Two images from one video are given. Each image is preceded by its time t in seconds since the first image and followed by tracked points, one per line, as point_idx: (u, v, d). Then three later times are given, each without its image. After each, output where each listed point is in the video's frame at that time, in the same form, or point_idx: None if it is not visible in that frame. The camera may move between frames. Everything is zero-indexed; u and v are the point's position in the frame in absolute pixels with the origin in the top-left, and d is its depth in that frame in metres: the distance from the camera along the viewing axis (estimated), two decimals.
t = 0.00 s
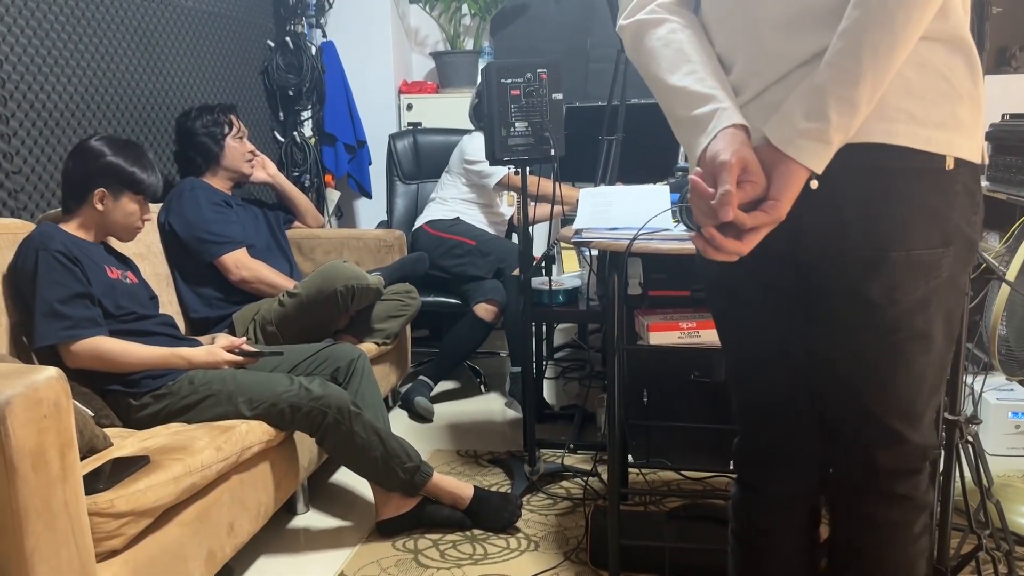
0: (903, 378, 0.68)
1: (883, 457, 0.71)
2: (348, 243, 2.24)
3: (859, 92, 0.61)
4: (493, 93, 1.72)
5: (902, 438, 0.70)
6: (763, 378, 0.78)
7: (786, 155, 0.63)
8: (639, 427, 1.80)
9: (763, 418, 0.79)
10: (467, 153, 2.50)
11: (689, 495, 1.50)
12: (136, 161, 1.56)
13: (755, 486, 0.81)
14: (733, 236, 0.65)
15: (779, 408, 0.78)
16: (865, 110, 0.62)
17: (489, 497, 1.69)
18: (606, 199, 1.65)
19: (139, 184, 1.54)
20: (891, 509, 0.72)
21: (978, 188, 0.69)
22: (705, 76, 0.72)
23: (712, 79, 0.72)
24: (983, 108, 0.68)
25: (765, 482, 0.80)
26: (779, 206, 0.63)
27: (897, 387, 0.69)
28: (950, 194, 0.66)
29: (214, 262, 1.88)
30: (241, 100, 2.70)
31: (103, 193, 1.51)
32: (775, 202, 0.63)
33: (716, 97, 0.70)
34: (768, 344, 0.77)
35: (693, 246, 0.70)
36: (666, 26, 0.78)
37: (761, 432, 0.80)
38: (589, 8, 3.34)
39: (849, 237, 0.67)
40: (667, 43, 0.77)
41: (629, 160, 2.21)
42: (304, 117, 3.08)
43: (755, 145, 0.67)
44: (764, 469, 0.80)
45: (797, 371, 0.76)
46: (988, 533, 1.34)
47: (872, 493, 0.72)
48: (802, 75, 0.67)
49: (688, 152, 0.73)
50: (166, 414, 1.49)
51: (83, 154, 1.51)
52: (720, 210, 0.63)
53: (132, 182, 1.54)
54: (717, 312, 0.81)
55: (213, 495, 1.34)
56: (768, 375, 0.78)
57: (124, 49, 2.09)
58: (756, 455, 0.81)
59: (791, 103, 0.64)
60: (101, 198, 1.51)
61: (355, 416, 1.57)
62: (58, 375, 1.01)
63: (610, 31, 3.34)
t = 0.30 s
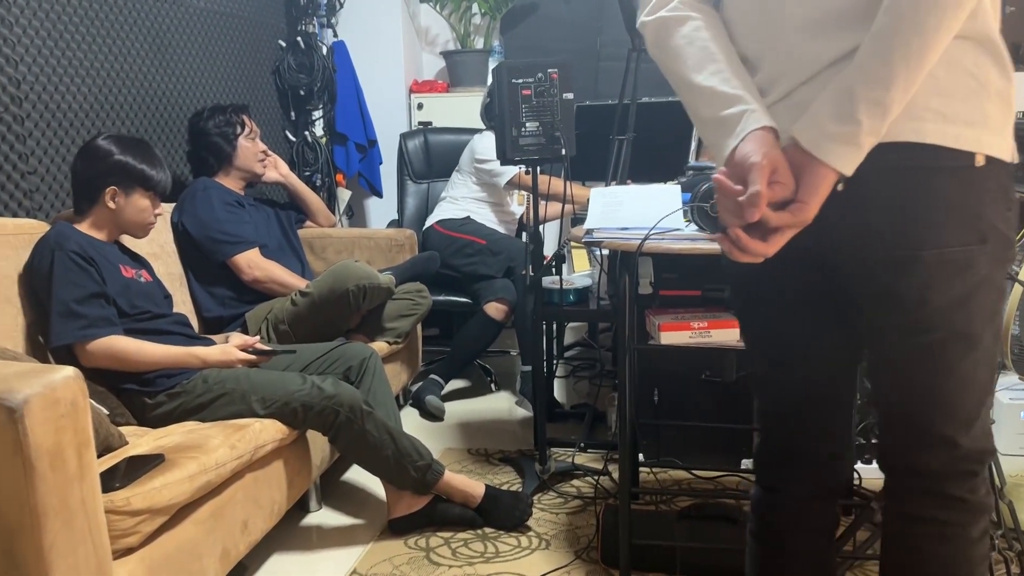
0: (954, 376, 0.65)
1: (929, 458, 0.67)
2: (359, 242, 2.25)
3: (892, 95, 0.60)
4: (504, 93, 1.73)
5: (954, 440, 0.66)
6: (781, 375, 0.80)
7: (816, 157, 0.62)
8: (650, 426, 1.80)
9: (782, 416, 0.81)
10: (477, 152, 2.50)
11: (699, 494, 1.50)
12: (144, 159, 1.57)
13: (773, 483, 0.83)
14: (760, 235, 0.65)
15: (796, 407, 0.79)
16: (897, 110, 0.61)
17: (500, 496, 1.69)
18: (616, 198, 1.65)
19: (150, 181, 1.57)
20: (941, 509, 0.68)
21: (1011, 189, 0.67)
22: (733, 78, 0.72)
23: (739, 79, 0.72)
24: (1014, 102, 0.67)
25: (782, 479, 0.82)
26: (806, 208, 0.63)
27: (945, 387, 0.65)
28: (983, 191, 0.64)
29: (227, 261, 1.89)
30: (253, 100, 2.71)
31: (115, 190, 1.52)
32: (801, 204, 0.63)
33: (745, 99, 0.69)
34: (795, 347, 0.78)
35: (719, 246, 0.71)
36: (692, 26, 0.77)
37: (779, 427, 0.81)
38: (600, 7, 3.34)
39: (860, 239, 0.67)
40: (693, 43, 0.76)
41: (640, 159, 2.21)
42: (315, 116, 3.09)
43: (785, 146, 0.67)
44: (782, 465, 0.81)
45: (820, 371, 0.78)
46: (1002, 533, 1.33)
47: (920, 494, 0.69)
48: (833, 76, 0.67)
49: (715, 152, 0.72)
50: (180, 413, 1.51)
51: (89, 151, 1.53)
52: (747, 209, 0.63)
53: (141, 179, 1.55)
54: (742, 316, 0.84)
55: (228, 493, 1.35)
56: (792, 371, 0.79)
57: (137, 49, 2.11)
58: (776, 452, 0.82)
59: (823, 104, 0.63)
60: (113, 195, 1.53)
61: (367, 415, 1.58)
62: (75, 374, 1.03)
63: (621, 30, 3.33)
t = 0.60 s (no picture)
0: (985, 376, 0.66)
1: (949, 458, 0.68)
2: (378, 238, 2.27)
3: (981, 92, 0.58)
4: (523, 89, 1.74)
5: (981, 441, 0.67)
6: (819, 364, 0.79)
7: (900, 153, 0.61)
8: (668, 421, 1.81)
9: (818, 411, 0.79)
10: (495, 148, 2.52)
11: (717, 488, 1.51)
12: (160, 150, 1.59)
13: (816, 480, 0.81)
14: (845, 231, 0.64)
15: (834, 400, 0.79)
16: (984, 107, 0.59)
17: (520, 489, 1.70)
18: (636, 193, 1.65)
19: (166, 172, 1.58)
20: (958, 519, 0.69)
21: None
22: (807, 71, 0.71)
23: (815, 73, 0.70)
24: None
25: (823, 478, 0.80)
26: (892, 205, 0.62)
27: (976, 385, 0.66)
28: None
29: (249, 257, 1.91)
30: (272, 97, 2.73)
31: (134, 184, 1.54)
32: (887, 201, 0.62)
33: (824, 93, 0.68)
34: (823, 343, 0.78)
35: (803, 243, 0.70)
36: (759, 12, 0.74)
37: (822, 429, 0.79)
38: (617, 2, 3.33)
39: (911, 231, 0.68)
40: (764, 34, 0.73)
41: (659, 155, 2.22)
42: (334, 113, 3.11)
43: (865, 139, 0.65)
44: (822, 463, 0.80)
45: (842, 367, 0.77)
46: None
47: (939, 497, 0.69)
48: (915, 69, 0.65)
49: (789, 147, 0.71)
50: (205, 406, 1.53)
51: (103, 148, 1.55)
52: (834, 206, 0.63)
53: (158, 170, 1.57)
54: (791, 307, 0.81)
55: (252, 485, 1.37)
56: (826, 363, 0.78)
57: (158, 47, 2.13)
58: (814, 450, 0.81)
59: (906, 101, 0.62)
60: (133, 189, 1.54)
61: (388, 409, 1.59)
62: (105, 366, 1.04)
63: (638, 25, 3.33)
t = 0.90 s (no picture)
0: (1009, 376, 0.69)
1: (984, 463, 0.70)
2: (390, 237, 2.28)
3: None
4: (536, 88, 1.74)
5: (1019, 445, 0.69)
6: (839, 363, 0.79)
7: (979, 158, 0.65)
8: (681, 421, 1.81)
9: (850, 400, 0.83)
10: (506, 147, 2.52)
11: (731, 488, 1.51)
12: (171, 149, 1.60)
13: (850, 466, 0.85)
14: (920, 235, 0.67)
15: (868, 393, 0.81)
16: None
17: (532, 488, 1.71)
18: (649, 192, 1.65)
19: (178, 171, 1.58)
20: (986, 525, 0.71)
21: None
22: (880, 71, 0.70)
23: (884, 72, 0.70)
24: None
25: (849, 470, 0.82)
26: (970, 212, 0.65)
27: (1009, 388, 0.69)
28: None
29: (261, 257, 1.92)
30: (285, 96, 2.75)
31: (147, 183, 1.55)
32: (965, 208, 0.65)
33: (903, 96, 0.68)
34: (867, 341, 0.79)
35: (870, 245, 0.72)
36: (826, 5, 0.72)
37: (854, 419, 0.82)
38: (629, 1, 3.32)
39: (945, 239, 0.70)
40: (830, 28, 0.71)
41: (672, 154, 2.22)
42: (346, 113, 3.12)
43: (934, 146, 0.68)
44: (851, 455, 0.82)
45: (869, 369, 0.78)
46: None
47: (966, 502, 0.71)
48: (993, 72, 0.67)
49: (854, 147, 0.71)
50: (219, 404, 1.53)
51: (118, 150, 1.55)
52: (915, 209, 0.65)
53: (171, 170, 1.57)
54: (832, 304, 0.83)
55: (266, 483, 1.37)
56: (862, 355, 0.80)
57: (173, 48, 2.14)
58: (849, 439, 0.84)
59: (985, 106, 0.65)
60: (145, 188, 1.56)
61: (401, 407, 1.59)
62: (122, 365, 1.04)
63: (650, 24, 3.32)
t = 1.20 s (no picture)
0: (1012, 377, 0.69)
1: (1004, 462, 0.70)
2: (401, 236, 2.29)
3: None
4: (547, 88, 1.75)
5: None
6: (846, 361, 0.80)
7: None
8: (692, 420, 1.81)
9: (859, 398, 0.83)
10: (516, 146, 2.52)
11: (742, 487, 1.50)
12: (190, 153, 1.60)
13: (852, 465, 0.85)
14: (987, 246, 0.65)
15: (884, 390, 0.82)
16: None
17: (542, 488, 1.71)
18: (660, 191, 1.65)
19: (195, 176, 1.59)
20: (996, 525, 0.71)
21: None
22: (926, 70, 0.68)
23: (928, 70, 0.68)
24: None
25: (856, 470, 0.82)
26: None
27: (1013, 387, 0.69)
28: None
29: (274, 256, 1.95)
30: (296, 96, 2.76)
31: (159, 185, 1.56)
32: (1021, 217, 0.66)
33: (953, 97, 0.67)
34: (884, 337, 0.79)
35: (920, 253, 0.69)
36: None
37: (863, 420, 0.83)
38: None
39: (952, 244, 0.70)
40: (874, 21, 0.69)
41: (682, 154, 2.22)
42: (356, 113, 3.13)
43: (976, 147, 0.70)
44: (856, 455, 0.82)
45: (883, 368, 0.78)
46: None
47: (983, 504, 0.71)
48: None
49: (900, 146, 0.69)
50: (232, 402, 1.54)
51: (139, 150, 1.57)
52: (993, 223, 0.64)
53: (186, 174, 1.58)
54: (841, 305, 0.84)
55: (277, 481, 1.38)
56: (876, 352, 0.80)
57: (185, 47, 2.16)
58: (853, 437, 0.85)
59: None
60: (157, 191, 1.57)
61: (411, 406, 1.60)
62: (136, 362, 1.05)
63: (661, 23, 3.32)
